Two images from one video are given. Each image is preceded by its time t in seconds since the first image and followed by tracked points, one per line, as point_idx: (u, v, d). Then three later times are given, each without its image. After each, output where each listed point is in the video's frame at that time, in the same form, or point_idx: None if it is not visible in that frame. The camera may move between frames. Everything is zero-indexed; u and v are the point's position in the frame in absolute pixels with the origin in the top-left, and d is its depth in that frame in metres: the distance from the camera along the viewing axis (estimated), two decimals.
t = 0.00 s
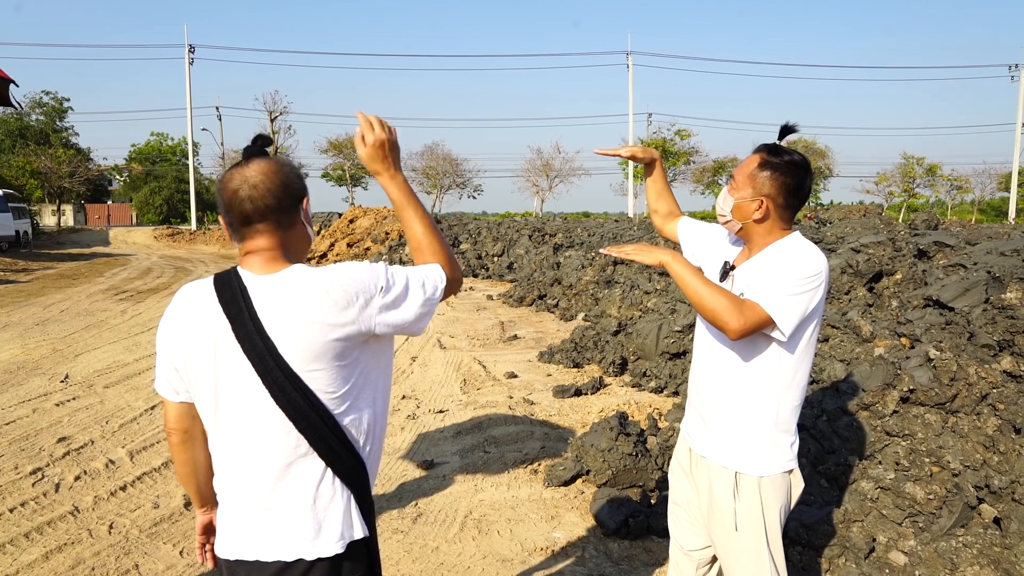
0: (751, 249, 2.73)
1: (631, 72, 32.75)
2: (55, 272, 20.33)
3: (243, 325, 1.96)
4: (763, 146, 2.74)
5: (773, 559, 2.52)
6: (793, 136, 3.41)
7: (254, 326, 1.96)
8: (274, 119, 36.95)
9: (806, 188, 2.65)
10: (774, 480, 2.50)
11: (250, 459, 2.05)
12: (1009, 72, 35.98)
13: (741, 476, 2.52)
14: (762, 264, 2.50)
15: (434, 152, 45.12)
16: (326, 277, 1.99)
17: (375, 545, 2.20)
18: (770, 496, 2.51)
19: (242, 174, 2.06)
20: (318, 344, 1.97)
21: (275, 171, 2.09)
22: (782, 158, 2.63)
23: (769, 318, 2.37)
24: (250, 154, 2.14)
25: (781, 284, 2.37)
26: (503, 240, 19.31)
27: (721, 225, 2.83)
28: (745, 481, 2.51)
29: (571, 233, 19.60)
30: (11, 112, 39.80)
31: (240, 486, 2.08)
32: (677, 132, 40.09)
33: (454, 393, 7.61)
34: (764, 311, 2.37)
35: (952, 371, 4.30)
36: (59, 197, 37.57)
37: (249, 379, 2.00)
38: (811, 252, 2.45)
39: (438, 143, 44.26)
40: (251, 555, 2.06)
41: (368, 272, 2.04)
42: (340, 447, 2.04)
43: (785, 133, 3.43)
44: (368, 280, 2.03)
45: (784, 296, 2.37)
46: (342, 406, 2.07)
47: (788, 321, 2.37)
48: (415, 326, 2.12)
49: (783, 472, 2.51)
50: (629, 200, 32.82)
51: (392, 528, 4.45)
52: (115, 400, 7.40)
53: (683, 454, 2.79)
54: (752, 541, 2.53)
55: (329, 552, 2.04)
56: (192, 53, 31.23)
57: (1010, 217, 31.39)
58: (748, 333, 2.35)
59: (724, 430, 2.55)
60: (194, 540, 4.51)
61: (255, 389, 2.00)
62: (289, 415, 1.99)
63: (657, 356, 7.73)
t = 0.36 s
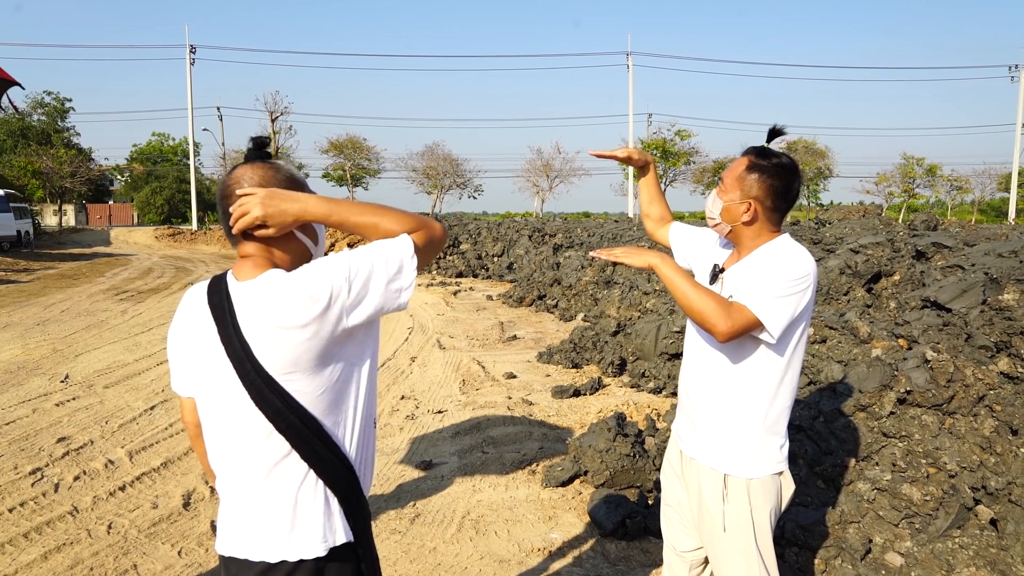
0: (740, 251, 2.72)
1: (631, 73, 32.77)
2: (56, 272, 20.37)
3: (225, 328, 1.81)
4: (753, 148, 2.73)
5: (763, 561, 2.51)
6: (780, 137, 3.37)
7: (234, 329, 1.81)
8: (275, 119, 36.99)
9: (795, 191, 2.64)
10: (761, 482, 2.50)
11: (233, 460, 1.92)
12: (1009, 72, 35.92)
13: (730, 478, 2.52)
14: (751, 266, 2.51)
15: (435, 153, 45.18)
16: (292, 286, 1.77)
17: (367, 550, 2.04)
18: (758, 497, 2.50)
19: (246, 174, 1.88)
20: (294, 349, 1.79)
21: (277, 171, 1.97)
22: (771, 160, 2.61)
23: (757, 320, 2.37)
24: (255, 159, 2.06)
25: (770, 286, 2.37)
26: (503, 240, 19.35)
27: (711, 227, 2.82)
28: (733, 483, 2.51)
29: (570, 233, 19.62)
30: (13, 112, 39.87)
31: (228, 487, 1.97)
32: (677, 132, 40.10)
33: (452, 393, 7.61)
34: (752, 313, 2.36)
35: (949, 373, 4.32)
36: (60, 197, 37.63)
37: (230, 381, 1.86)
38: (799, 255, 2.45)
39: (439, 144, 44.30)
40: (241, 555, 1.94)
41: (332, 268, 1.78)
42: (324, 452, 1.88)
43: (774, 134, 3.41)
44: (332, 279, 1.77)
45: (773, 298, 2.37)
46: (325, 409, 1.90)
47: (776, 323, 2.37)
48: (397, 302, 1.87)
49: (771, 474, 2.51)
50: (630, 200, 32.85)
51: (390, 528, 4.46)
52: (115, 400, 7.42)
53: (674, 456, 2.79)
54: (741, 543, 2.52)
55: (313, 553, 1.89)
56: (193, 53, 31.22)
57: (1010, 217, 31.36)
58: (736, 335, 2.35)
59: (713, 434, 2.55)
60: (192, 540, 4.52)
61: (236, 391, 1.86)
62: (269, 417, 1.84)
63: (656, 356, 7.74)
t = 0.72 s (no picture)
0: (735, 251, 2.71)
1: (632, 73, 32.75)
2: (57, 272, 20.38)
3: (217, 327, 1.79)
4: (749, 147, 2.69)
5: (760, 562, 2.49)
6: (776, 136, 3.35)
7: (225, 330, 1.78)
8: (276, 120, 36.97)
9: (791, 191, 2.62)
10: (758, 482, 2.48)
11: (224, 460, 1.88)
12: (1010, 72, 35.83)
13: (727, 479, 2.50)
14: (746, 267, 2.49)
15: (436, 153, 45.19)
16: (273, 285, 1.74)
17: (359, 549, 1.99)
18: (755, 499, 2.49)
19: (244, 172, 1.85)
20: (282, 349, 1.76)
21: (275, 171, 1.94)
22: (767, 160, 2.59)
23: (754, 323, 2.35)
24: (251, 157, 2.02)
25: (766, 289, 2.35)
26: (504, 241, 19.36)
27: (707, 227, 2.80)
28: (730, 485, 2.50)
29: (571, 233, 19.64)
30: (15, 113, 39.92)
31: (222, 488, 1.93)
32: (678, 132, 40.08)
33: (452, 394, 7.60)
34: (749, 316, 2.35)
35: (948, 374, 4.28)
36: (62, 198, 37.72)
37: (221, 380, 1.82)
38: (795, 254, 2.44)
39: (440, 144, 44.31)
40: (232, 555, 1.90)
41: (308, 263, 1.75)
42: (316, 450, 1.84)
43: (769, 134, 3.38)
44: (309, 274, 1.74)
45: (769, 300, 2.35)
46: (317, 407, 1.86)
47: (774, 326, 2.35)
48: (377, 290, 1.84)
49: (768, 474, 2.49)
50: (630, 200, 32.85)
51: (387, 529, 4.44)
52: (114, 401, 7.41)
53: (668, 458, 2.77)
54: (737, 546, 2.50)
55: (303, 552, 1.85)
56: (194, 53, 31.18)
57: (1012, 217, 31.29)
58: (735, 338, 2.34)
59: (708, 435, 2.54)
60: (189, 541, 4.51)
61: (228, 390, 1.83)
62: (261, 416, 1.80)
63: (655, 356, 7.72)
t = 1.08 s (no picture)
0: (739, 251, 2.63)
1: (631, 73, 32.67)
2: (54, 272, 20.29)
3: (201, 328, 1.69)
4: (755, 144, 2.62)
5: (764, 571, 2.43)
6: (789, 134, 3.19)
7: (211, 330, 1.69)
8: (275, 119, 36.87)
9: (799, 190, 2.55)
10: (762, 490, 2.42)
11: (210, 465, 1.79)
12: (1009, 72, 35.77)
13: (731, 487, 2.43)
14: (750, 268, 2.42)
15: (435, 153, 45.09)
16: (259, 283, 1.65)
17: (350, 557, 1.90)
18: (759, 507, 2.42)
19: (224, 166, 1.77)
20: (270, 350, 1.67)
21: (257, 165, 1.87)
22: (774, 158, 2.51)
23: (758, 325, 2.28)
24: (233, 151, 1.95)
25: (770, 291, 2.28)
26: (503, 240, 19.29)
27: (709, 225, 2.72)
28: (734, 493, 2.43)
29: (570, 233, 19.57)
30: (12, 112, 39.79)
31: (206, 496, 1.84)
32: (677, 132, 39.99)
33: (449, 395, 7.53)
34: (753, 318, 2.28)
35: (952, 375, 4.19)
36: (60, 197, 37.62)
37: (206, 384, 1.73)
38: (801, 256, 2.37)
39: (439, 144, 44.21)
40: (217, 566, 1.81)
41: (295, 258, 1.66)
42: (306, 455, 1.75)
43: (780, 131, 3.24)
44: (297, 269, 1.65)
45: (774, 301, 2.28)
46: (308, 410, 1.77)
47: (778, 328, 2.28)
48: (368, 284, 1.75)
49: (772, 480, 2.42)
50: (629, 199, 32.77)
51: (381, 534, 4.37)
52: (107, 402, 7.33)
53: (669, 465, 2.70)
54: (740, 555, 2.43)
55: (291, 561, 1.76)
56: (191, 52, 31.05)
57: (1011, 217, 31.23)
58: (738, 340, 2.27)
59: (711, 442, 2.46)
60: (179, 546, 4.43)
61: (213, 394, 1.73)
62: (248, 421, 1.71)
63: (655, 357, 7.65)
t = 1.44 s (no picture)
0: (761, 258, 2.51)
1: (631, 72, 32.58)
2: (51, 272, 20.16)
3: (181, 347, 1.60)
4: (779, 146, 2.50)
5: None
6: (816, 134, 3.10)
7: (192, 349, 1.59)
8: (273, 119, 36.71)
9: (826, 193, 2.43)
10: (782, 509, 2.31)
11: (195, 492, 1.68)
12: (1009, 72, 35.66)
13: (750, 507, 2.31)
14: (773, 274, 2.32)
15: (434, 152, 44.96)
16: (243, 297, 1.56)
17: None
18: (779, 526, 2.31)
19: (204, 171, 1.67)
20: (255, 368, 1.58)
21: (241, 170, 1.77)
22: (802, 160, 2.40)
23: (783, 334, 2.18)
24: (215, 154, 1.85)
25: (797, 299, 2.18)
26: (502, 240, 19.19)
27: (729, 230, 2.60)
28: (753, 512, 2.31)
29: (570, 233, 19.47)
30: (10, 110, 39.63)
31: (190, 525, 1.73)
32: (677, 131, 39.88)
33: (448, 399, 7.42)
34: (778, 326, 2.17)
35: (966, 383, 4.10)
36: (58, 197, 37.48)
37: (188, 406, 1.63)
38: (829, 263, 2.27)
39: (439, 143, 44.12)
40: None
41: (283, 270, 1.57)
42: (296, 480, 1.65)
43: (809, 132, 3.14)
44: (283, 282, 1.56)
45: (800, 309, 2.18)
46: (297, 432, 1.67)
47: (804, 338, 2.18)
48: (360, 297, 1.66)
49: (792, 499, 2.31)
50: (629, 199, 32.66)
51: (379, 545, 4.27)
52: (100, 406, 7.21)
53: (682, 482, 2.59)
54: None
55: None
56: (190, 51, 30.89)
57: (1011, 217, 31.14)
58: (762, 348, 2.16)
59: (725, 459, 2.36)
60: (172, 558, 4.32)
61: (195, 417, 1.63)
62: (233, 444, 1.61)
63: (657, 360, 7.55)
